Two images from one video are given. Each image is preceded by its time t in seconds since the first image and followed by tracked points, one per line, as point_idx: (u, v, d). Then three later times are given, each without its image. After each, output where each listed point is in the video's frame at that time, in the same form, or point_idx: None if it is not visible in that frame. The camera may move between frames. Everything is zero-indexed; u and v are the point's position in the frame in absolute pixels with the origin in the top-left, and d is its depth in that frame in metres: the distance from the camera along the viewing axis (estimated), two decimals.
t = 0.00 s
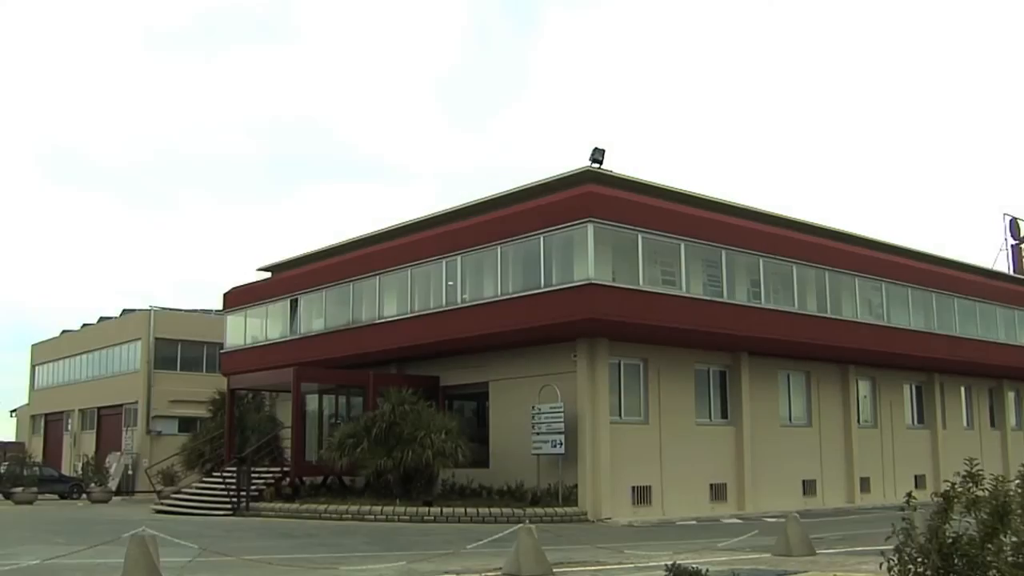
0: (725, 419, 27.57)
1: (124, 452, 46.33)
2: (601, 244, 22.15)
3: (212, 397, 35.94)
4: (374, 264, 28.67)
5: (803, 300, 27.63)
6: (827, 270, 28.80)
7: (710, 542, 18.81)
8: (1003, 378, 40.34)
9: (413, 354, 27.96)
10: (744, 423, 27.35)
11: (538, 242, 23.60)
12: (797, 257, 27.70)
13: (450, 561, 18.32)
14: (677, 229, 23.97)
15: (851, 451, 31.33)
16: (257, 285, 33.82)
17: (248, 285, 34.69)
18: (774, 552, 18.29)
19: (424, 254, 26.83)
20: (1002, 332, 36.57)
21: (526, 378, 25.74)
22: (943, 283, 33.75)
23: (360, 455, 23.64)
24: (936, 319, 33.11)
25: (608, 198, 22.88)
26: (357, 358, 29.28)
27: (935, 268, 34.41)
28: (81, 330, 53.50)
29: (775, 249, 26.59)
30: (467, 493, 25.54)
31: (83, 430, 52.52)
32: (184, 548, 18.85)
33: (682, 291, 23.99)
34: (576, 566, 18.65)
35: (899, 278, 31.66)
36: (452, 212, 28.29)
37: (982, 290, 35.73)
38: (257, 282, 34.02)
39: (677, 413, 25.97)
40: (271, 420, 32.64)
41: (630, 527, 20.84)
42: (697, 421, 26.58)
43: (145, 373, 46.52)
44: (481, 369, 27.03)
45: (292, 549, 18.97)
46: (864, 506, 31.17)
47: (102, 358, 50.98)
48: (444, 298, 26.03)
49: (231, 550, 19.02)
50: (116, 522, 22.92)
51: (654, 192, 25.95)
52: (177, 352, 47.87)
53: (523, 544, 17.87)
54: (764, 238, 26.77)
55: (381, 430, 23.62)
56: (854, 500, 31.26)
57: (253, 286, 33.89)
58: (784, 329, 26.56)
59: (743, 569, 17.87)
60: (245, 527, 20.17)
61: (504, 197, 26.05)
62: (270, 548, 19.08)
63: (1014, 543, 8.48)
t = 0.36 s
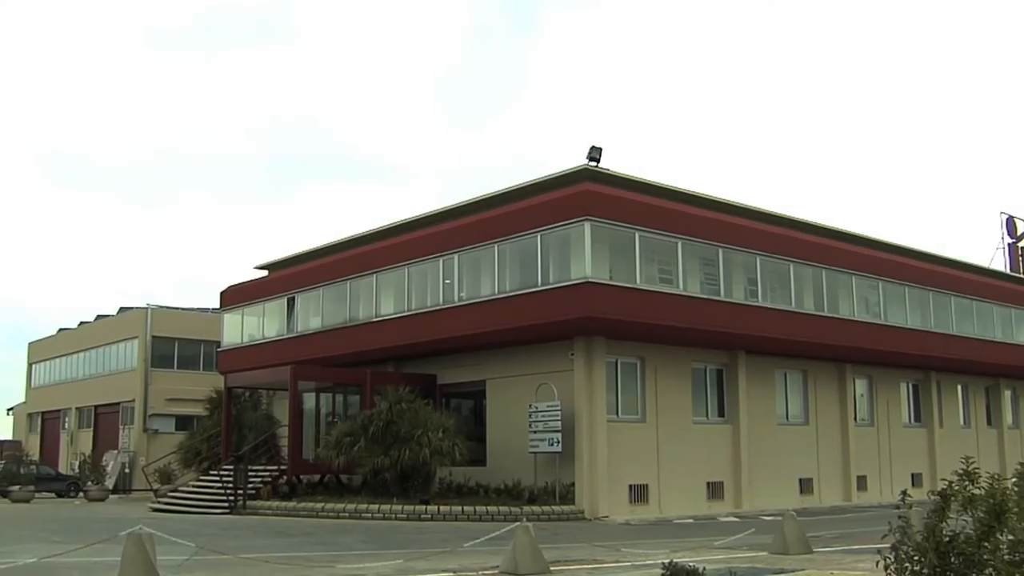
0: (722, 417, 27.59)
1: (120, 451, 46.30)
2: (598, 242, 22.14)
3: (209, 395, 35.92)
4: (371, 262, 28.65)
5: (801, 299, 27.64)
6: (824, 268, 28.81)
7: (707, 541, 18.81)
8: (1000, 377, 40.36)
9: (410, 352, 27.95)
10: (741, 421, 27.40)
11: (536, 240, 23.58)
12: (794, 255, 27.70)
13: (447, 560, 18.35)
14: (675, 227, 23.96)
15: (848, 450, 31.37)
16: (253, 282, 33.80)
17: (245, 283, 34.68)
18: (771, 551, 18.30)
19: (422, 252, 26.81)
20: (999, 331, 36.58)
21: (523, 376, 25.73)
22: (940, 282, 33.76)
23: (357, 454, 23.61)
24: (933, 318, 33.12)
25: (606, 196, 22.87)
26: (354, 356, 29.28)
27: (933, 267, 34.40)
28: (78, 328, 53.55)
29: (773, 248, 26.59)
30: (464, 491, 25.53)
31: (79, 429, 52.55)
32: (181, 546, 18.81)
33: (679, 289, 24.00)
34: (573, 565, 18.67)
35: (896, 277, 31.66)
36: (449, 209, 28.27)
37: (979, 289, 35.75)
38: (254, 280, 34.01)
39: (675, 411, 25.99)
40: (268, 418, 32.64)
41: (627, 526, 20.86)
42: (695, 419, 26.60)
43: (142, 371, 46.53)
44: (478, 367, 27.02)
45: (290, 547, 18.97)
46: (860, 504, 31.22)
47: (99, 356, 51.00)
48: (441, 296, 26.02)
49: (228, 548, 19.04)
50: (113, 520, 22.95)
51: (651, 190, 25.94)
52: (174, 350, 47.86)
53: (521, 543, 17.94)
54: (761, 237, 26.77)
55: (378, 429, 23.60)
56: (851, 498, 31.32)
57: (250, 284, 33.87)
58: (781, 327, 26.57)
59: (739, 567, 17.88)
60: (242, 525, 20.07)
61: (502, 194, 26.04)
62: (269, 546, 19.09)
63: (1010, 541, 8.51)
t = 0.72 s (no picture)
0: (703, 414, 27.64)
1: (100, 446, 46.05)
2: (580, 238, 22.14)
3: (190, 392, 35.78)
4: (352, 257, 28.57)
5: (781, 296, 27.70)
6: (805, 265, 28.87)
7: (687, 536, 18.83)
8: (979, 374, 40.55)
9: (392, 348, 27.90)
10: (722, 418, 27.46)
11: (517, 236, 23.56)
12: (775, 252, 27.75)
13: (427, 556, 18.35)
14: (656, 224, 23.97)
15: (828, 447, 31.47)
16: (234, 277, 33.67)
17: (226, 278, 34.53)
18: (751, 546, 18.34)
19: (403, 248, 26.75)
20: (978, 328, 36.77)
21: (505, 372, 25.70)
22: (920, 280, 33.88)
23: (338, 450, 23.57)
24: (913, 315, 33.25)
25: (588, 193, 22.86)
26: (335, 352, 29.21)
27: (913, 265, 34.52)
28: (57, 323, 53.34)
29: (754, 245, 26.64)
30: (445, 487, 25.52)
31: (59, 424, 52.34)
32: (161, 544, 18.74)
33: (660, 286, 24.02)
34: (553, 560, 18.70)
35: (876, 275, 31.76)
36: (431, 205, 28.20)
37: (958, 286, 35.91)
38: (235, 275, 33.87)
39: (656, 407, 26.03)
40: (249, 414, 32.53)
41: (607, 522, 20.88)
42: (676, 416, 26.63)
43: (122, 366, 46.38)
44: (459, 363, 27.00)
45: (270, 544, 18.91)
46: (840, 501, 31.35)
47: (79, 351, 50.81)
48: (422, 292, 25.98)
49: (208, 544, 18.99)
50: (92, 516, 22.89)
51: (633, 186, 25.93)
52: (154, 345, 47.72)
53: (502, 541, 18.01)
54: (742, 234, 26.81)
55: (359, 425, 23.54)
56: (831, 495, 31.44)
57: (231, 279, 33.74)
58: (761, 324, 26.61)
59: (719, 563, 17.92)
60: (223, 521, 19.99)
61: (483, 190, 26.00)
62: (247, 543, 18.99)
63: (987, 536, 8.67)
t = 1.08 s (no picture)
0: (674, 413, 27.70)
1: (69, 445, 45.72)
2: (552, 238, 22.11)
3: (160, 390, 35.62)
4: (324, 255, 28.47)
5: (752, 296, 27.75)
6: (776, 265, 28.94)
7: (658, 536, 18.85)
8: (947, 374, 40.85)
9: (364, 347, 27.82)
10: (693, 417, 27.54)
11: (489, 236, 23.52)
12: (746, 252, 27.76)
13: (398, 557, 18.33)
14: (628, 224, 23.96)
15: (798, 446, 31.60)
16: (205, 275, 33.49)
17: (196, 275, 34.36)
18: (722, 545, 18.37)
19: (375, 246, 26.65)
20: (947, 329, 37.09)
21: (476, 371, 25.67)
22: (890, 281, 34.07)
23: (310, 448, 23.50)
24: (883, 316, 33.44)
25: (561, 192, 22.81)
26: (306, 350, 29.12)
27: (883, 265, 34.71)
28: (26, 322, 52.99)
29: (726, 246, 26.69)
30: (417, 486, 25.50)
31: (27, 423, 51.98)
32: (131, 544, 18.67)
33: (632, 286, 24.03)
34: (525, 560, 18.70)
35: (847, 275, 31.91)
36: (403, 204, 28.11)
37: (928, 287, 36.20)
38: (205, 273, 33.71)
39: (627, 407, 26.06)
40: (220, 412, 32.45)
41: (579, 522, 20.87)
42: (647, 415, 26.67)
43: (93, 364, 46.13)
44: (432, 362, 26.95)
45: (240, 544, 18.84)
46: (810, 500, 31.47)
47: (48, 349, 50.47)
48: (394, 291, 25.90)
49: (179, 543, 18.88)
50: (61, 515, 22.73)
51: (605, 186, 25.91)
52: (125, 343, 47.49)
53: (473, 540, 18.04)
54: (714, 234, 26.83)
55: (331, 424, 23.52)
56: (800, 494, 31.55)
57: (202, 277, 33.57)
58: (733, 324, 26.70)
59: (690, 562, 17.97)
60: (194, 520, 19.91)
61: (456, 188, 25.90)
62: (218, 542, 18.93)
63: (952, 536, 8.88)
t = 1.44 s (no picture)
0: (644, 413, 27.79)
1: (35, 444, 45.40)
2: (522, 238, 22.12)
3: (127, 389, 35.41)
4: (293, 254, 28.38)
5: (721, 297, 27.87)
6: (745, 266, 29.07)
7: (626, 535, 18.90)
8: (914, 376, 41.22)
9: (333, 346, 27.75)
10: (662, 417, 27.66)
11: (459, 235, 23.49)
12: (715, 253, 27.85)
13: (367, 557, 18.31)
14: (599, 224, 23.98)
15: (766, 446, 31.79)
16: (174, 273, 33.32)
17: (165, 273, 34.18)
18: (690, 545, 18.42)
19: (345, 245, 26.58)
20: (914, 331, 37.52)
21: (446, 371, 25.66)
22: (859, 283, 34.36)
23: (278, 448, 23.45)
24: (851, 317, 33.69)
25: (532, 192, 22.81)
26: (276, 349, 29.02)
27: (852, 267, 34.98)
28: None
29: (695, 247, 26.80)
30: (385, 485, 25.46)
31: None
32: (98, 543, 18.56)
33: (602, 286, 24.07)
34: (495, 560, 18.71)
35: (816, 277, 32.14)
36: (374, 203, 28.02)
37: (896, 289, 36.60)
38: (174, 271, 33.53)
39: (596, 407, 26.10)
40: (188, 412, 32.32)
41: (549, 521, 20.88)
42: (616, 415, 26.74)
43: (60, 363, 45.81)
44: (401, 361, 26.92)
45: (207, 543, 18.75)
46: (778, 500, 31.65)
47: (14, 347, 50.02)
48: (364, 290, 25.84)
49: (146, 543, 18.74)
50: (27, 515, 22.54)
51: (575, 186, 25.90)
52: (93, 342, 47.17)
53: (441, 539, 18.05)
54: (684, 235, 26.91)
55: (300, 423, 23.45)
56: (768, 494, 31.72)
57: (171, 275, 33.40)
58: (703, 325, 26.85)
59: (658, 562, 18.00)
60: (161, 520, 19.82)
61: (426, 188, 25.84)
62: (185, 542, 18.83)
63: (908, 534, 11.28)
